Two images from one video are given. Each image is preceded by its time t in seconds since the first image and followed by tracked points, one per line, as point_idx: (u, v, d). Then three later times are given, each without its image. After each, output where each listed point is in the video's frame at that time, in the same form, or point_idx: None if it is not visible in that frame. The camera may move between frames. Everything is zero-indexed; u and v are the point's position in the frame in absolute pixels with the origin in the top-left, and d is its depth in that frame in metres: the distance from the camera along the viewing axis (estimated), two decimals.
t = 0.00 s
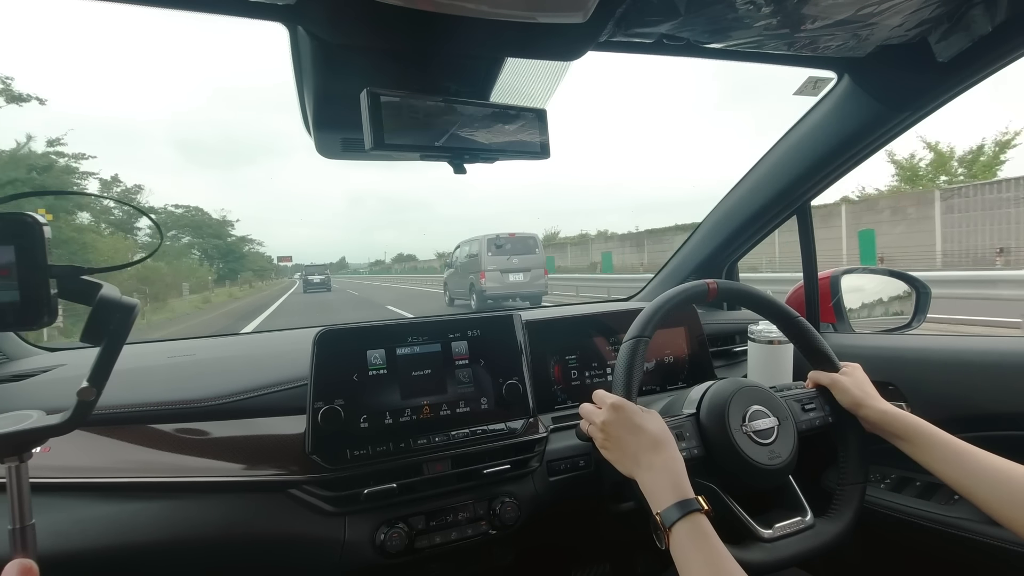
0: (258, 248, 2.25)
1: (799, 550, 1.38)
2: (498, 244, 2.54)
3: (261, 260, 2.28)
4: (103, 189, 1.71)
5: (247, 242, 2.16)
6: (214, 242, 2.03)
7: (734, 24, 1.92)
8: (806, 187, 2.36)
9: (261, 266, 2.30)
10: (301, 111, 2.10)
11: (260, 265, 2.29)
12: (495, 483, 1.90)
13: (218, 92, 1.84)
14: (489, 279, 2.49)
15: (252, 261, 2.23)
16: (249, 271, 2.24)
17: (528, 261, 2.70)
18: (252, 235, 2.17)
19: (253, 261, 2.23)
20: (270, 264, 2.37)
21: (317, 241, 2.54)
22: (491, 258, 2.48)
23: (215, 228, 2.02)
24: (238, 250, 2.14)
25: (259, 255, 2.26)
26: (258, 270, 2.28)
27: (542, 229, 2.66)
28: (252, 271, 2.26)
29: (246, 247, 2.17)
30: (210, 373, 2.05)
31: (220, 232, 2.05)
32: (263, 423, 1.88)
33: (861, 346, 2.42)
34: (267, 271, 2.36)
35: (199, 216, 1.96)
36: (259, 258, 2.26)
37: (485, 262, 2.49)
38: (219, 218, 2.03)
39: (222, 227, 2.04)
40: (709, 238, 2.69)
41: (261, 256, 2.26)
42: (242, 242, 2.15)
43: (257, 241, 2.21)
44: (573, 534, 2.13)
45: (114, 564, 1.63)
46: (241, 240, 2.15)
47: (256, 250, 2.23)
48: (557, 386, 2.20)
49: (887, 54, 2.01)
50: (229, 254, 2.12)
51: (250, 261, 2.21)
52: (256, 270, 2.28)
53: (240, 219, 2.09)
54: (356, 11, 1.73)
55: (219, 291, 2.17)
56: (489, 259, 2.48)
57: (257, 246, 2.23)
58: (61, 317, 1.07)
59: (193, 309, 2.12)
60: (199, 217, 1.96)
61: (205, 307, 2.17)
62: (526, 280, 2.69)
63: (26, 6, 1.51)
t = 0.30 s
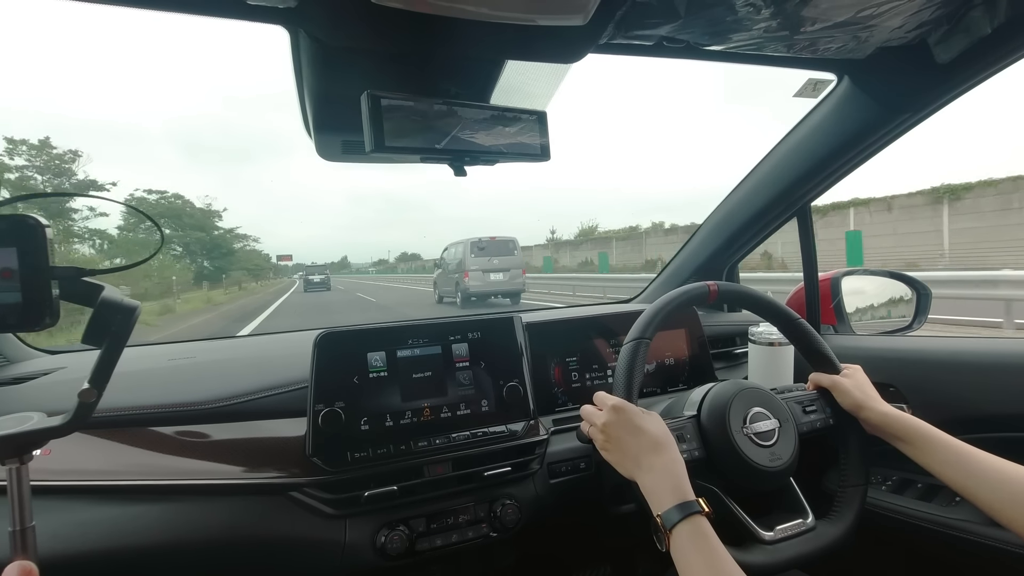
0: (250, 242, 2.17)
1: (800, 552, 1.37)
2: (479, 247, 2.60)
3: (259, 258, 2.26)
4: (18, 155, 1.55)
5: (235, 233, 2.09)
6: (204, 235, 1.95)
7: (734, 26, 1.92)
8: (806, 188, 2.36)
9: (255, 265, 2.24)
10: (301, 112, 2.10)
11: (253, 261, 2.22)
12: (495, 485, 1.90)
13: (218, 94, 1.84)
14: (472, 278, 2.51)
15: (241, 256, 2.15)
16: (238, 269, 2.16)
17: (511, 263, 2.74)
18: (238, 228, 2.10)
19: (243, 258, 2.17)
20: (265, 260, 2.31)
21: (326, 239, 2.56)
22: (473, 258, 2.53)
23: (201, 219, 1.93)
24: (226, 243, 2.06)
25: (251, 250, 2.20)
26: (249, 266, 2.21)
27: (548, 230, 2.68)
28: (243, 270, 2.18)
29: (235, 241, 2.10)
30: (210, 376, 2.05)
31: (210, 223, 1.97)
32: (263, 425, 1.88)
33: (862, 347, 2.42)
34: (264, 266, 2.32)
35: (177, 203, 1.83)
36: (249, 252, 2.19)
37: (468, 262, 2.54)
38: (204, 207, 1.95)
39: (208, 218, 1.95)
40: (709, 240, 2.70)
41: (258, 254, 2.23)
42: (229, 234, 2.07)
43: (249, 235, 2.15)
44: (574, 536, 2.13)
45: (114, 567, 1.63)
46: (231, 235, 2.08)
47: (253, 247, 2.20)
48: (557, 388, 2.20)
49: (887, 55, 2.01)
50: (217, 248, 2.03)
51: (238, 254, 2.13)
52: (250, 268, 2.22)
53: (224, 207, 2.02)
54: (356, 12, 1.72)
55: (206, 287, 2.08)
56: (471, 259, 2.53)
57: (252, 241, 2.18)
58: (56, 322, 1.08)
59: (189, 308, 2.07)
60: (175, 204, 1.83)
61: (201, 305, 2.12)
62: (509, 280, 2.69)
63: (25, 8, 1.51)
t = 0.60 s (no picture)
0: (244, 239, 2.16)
1: (800, 550, 1.37)
2: (466, 249, 2.59)
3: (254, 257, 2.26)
4: None
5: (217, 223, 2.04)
6: (183, 225, 1.93)
7: (734, 24, 1.92)
8: (807, 187, 2.36)
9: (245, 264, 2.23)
10: (301, 111, 2.10)
11: (243, 256, 2.21)
12: (496, 483, 1.90)
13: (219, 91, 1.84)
14: (458, 277, 2.55)
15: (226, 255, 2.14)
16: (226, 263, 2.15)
17: (494, 263, 2.72)
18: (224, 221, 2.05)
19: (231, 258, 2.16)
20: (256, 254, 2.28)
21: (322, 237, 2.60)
22: (459, 258, 2.55)
23: (175, 205, 1.88)
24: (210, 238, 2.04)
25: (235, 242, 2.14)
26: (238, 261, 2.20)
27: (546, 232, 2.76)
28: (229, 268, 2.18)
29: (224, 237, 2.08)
30: (210, 374, 2.05)
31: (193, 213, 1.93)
32: (263, 424, 1.88)
33: (862, 345, 2.43)
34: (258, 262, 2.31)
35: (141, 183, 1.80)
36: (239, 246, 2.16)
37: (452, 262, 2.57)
38: (179, 190, 1.90)
39: (185, 206, 1.90)
40: (708, 239, 2.70)
41: (252, 250, 2.21)
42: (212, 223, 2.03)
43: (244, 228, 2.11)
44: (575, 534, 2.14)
45: (115, 564, 1.63)
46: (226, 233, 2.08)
47: (247, 243, 2.17)
48: (557, 386, 2.20)
49: (887, 53, 2.01)
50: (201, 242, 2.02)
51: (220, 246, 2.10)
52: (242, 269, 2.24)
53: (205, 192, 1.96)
54: (355, 10, 1.72)
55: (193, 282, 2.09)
56: (457, 259, 2.55)
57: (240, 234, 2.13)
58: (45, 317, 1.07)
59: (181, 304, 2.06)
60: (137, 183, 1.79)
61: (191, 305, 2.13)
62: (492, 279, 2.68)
63: (25, 7, 1.51)
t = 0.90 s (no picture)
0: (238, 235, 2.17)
1: (800, 550, 1.37)
2: (452, 250, 2.60)
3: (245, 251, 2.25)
4: None
5: (191, 209, 1.90)
6: (142, 206, 1.77)
7: (734, 24, 1.92)
8: (807, 187, 2.36)
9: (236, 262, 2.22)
10: (301, 110, 2.10)
11: (232, 252, 2.18)
12: (496, 483, 1.90)
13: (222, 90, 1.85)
14: (446, 277, 2.60)
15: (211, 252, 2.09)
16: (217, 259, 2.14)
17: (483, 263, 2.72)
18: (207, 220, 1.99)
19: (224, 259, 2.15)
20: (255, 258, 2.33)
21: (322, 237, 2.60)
22: (446, 260, 2.59)
23: (131, 176, 1.74)
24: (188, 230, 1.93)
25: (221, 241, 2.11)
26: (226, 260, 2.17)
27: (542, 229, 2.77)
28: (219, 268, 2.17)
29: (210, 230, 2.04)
30: (211, 373, 2.05)
31: (155, 194, 1.80)
32: (264, 423, 1.88)
33: (862, 346, 2.43)
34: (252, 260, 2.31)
35: (77, 149, 1.64)
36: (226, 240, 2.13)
37: (440, 262, 2.61)
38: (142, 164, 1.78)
39: (144, 181, 1.78)
40: (708, 239, 2.70)
41: (245, 246, 2.22)
42: (184, 209, 1.88)
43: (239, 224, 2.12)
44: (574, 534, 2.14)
45: (115, 564, 1.63)
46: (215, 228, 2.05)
47: (238, 239, 2.17)
48: (557, 386, 2.20)
49: (887, 54, 2.01)
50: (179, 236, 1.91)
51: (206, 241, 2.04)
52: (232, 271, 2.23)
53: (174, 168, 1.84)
54: (356, 10, 1.72)
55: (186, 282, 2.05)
56: (444, 260, 2.59)
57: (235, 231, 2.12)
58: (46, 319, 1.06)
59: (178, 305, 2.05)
60: (71, 149, 1.63)
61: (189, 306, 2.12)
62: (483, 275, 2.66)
63: (26, 7, 1.51)
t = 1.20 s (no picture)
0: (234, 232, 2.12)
1: (800, 550, 1.38)
2: (440, 251, 2.59)
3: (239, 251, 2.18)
4: None
5: (142, 183, 1.78)
6: (71, 184, 1.65)
7: (735, 24, 1.92)
8: (807, 187, 2.36)
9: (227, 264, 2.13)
10: (301, 108, 2.10)
11: (222, 250, 2.09)
12: (495, 481, 1.91)
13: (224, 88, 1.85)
14: (435, 278, 2.62)
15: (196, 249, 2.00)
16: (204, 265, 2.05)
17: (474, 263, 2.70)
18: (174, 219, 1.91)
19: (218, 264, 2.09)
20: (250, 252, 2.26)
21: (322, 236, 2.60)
22: (434, 262, 2.59)
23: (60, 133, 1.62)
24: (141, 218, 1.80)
25: (207, 234, 2.03)
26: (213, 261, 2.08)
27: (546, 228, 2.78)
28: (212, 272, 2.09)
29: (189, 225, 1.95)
30: (211, 372, 2.05)
31: (93, 160, 1.67)
32: (264, 421, 1.88)
33: (862, 346, 2.43)
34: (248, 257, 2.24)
35: None
36: (213, 234, 2.05)
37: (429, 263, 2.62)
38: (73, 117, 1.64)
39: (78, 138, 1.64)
40: (709, 239, 2.70)
41: (236, 243, 2.14)
42: (132, 183, 1.77)
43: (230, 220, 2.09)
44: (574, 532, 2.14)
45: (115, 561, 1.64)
46: (201, 220, 1.97)
47: (227, 233, 2.09)
48: (557, 386, 2.20)
49: (888, 54, 2.01)
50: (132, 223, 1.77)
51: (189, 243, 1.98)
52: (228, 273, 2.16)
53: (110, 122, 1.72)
54: (356, 8, 1.72)
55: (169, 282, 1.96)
56: (432, 262, 2.59)
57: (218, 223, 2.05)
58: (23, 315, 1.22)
59: (177, 305, 2.04)
60: None
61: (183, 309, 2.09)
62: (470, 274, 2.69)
63: (27, 5, 1.51)
